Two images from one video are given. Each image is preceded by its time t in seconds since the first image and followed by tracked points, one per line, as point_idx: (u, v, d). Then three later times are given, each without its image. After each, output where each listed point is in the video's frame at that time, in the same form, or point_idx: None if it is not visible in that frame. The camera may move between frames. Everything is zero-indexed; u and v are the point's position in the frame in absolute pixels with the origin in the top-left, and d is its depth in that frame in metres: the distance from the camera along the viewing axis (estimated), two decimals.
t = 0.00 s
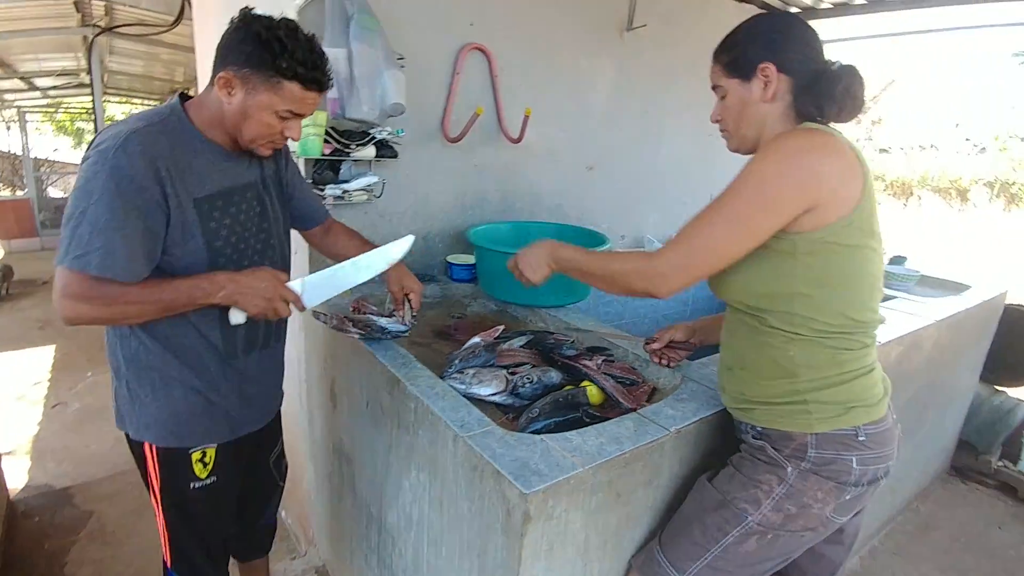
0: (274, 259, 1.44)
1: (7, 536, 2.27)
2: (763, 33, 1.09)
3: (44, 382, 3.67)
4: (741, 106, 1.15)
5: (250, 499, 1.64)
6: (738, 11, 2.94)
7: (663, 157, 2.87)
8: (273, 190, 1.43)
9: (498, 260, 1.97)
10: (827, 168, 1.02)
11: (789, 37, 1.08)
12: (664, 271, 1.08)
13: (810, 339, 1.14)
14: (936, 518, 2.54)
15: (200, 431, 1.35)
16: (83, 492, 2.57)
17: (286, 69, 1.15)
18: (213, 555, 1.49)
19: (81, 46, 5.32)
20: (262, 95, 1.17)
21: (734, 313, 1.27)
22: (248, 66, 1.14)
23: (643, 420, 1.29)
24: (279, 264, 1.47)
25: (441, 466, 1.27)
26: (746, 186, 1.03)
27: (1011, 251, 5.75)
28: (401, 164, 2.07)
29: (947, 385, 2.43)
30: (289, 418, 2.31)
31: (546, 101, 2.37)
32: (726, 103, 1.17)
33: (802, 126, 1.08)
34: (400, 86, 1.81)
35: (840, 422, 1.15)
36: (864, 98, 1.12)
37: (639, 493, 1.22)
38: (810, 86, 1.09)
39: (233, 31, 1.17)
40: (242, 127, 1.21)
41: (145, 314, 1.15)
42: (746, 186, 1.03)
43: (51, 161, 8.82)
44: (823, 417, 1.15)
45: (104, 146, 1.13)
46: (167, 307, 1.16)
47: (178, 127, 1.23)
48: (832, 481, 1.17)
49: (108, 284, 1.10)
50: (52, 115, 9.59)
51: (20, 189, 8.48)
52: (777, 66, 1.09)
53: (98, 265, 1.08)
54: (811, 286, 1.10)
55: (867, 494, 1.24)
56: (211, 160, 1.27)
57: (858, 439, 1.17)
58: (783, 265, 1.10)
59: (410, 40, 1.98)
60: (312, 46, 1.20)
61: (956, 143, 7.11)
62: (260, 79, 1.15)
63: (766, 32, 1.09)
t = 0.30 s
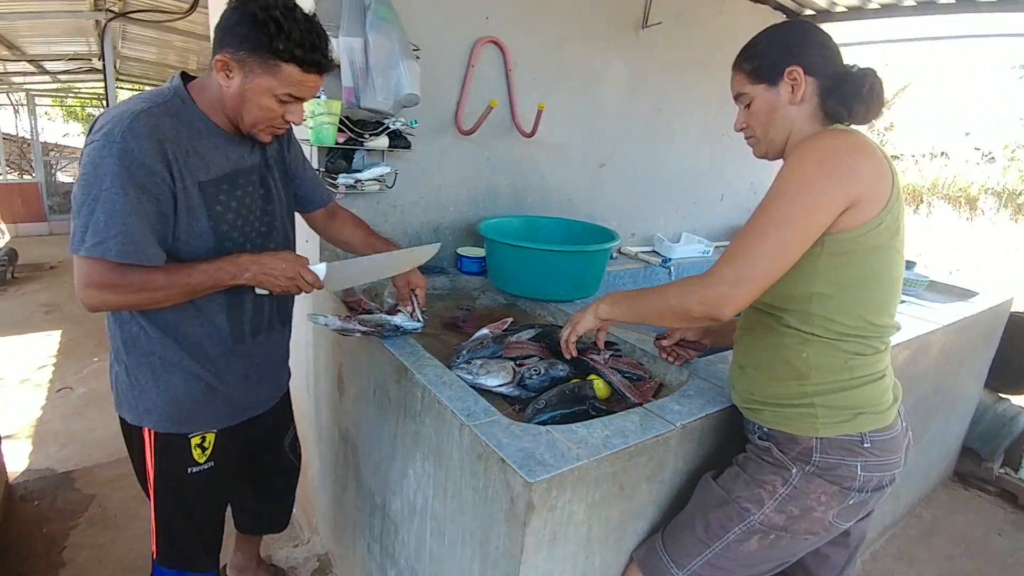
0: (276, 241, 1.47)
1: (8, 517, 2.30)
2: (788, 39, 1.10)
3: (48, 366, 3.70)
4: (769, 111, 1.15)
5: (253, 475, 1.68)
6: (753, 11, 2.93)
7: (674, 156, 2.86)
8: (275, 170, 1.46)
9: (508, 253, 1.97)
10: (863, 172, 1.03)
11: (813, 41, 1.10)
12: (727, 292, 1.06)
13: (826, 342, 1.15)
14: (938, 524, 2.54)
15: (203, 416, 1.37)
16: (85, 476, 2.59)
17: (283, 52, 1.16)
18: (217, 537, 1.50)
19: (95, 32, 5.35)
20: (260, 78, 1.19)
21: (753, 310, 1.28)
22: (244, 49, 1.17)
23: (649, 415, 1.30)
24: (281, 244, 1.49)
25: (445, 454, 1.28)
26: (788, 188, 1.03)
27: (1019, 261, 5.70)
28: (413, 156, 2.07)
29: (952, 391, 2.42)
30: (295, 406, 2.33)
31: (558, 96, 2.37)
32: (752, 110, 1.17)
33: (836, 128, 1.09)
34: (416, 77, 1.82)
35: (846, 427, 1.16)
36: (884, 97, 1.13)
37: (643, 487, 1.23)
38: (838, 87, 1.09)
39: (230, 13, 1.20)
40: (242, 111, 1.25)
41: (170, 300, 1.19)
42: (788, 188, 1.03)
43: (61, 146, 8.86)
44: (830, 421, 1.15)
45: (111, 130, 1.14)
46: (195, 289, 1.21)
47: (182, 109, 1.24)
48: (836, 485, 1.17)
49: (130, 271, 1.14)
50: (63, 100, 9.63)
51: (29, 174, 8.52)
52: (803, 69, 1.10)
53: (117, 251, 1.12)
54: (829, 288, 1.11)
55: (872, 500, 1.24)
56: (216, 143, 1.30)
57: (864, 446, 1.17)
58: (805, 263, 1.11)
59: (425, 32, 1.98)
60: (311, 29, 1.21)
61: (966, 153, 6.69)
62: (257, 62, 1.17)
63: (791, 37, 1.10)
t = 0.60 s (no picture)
0: (263, 228, 1.45)
1: (8, 496, 2.32)
2: (788, 30, 1.04)
3: (55, 350, 3.73)
4: (771, 105, 1.08)
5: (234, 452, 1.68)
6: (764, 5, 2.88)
7: (679, 152, 2.82)
8: (270, 160, 1.45)
9: (504, 246, 1.95)
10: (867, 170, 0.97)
11: (815, 30, 1.03)
12: (739, 307, 1.01)
13: (813, 346, 1.11)
14: (943, 532, 2.48)
15: (180, 393, 1.38)
16: (85, 458, 2.61)
17: (272, 38, 1.17)
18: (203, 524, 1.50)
19: (111, 22, 5.41)
20: (249, 64, 1.19)
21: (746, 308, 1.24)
22: (235, 37, 1.18)
23: (637, 411, 1.27)
24: (271, 230, 1.48)
25: (429, 447, 1.26)
26: (790, 188, 0.98)
27: None
28: (412, 146, 2.05)
29: (960, 397, 2.36)
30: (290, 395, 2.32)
31: (561, 88, 2.34)
32: (754, 104, 1.11)
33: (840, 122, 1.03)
34: (412, 66, 1.80)
35: (829, 434, 1.12)
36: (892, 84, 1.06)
37: (629, 485, 1.20)
38: (842, 76, 1.02)
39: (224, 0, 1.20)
40: (232, 97, 1.25)
41: (161, 279, 1.20)
42: (790, 188, 0.98)
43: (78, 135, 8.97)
44: (812, 428, 1.12)
45: (103, 111, 1.16)
46: (184, 271, 1.22)
47: (172, 95, 1.26)
48: (820, 492, 1.14)
49: (123, 249, 1.16)
50: (81, 90, 9.75)
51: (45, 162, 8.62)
52: (806, 59, 1.03)
53: (107, 227, 1.14)
54: (820, 291, 1.06)
55: (860, 509, 1.20)
56: (202, 127, 1.29)
57: (848, 453, 1.13)
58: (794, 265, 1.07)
59: (425, 20, 1.96)
60: (302, 17, 1.21)
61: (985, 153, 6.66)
62: (247, 48, 1.18)
63: (791, 26, 1.04)
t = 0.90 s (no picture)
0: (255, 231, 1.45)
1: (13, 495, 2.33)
2: (817, 35, 1.04)
3: (57, 348, 3.74)
4: (799, 111, 1.09)
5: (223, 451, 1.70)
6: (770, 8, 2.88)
7: (684, 154, 2.82)
8: (264, 161, 1.46)
9: (510, 247, 1.96)
10: (900, 186, 0.98)
11: (845, 35, 1.04)
12: (776, 324, 1.00)
13: (830, 360, 1.11)
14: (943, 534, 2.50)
15: (159, 402, 1.37)
16: (89, 457, 2.62)
17: (281, 35, 1.21)
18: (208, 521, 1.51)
19: (115, 18, 5.42)
20: (256, 59, 1.23)
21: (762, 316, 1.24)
22: (242, 30, 1.21)
23: (642, 413, 1.27)
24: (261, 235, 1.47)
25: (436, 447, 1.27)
26: (828, 201, 0.97)
27: None
28: (419, 146, 2.06)
29: (960, 400, 2.38)
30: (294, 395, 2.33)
31: (568, 90, 2.35)
32: (781, 110, 1.11)
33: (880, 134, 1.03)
34: (419, 67, 1.84)
35: (841, 447, 1.12)
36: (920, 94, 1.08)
37: (635, 485, 1.21)
38: (872, 83, 1.04)
39: None
40: (234, 92, 1.27)
41: (167, 274, 1.20)
42: (827, 201, 0.97)
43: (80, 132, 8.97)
44: (825, 440, 1.12)
45: (100, 101, 1.17)
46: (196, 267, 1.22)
47: (170, 88, 1.28)
48: (830, 500, 1.14)
49: (129, 242, 1.17)
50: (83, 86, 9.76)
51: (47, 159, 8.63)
52: (836, 64, 1.04)
53: (106, 215, 1.14)
54: (841, 304, 1.07)
55: (867, 516, 1.21)
56: (198, 123, 1.31)
57: (858, 464, 1.13)
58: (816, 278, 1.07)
59: (433, 22, 1.97)
60: (308, 17, 1.26)
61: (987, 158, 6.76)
62: (255, 43, 1.21)
63: (820, 31, 1.04)
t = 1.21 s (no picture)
0: (263, 230, 1.47)
1: (32, 485, 2.38)
2: (862, 34, 1.02)
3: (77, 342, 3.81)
4: (837, 112, 1.08)
5: (224, 457, 1.72)
6: (789, 12, 2.86)
7: (700, 158, 2.81)
8: (269, 160, 1.50)
9: (524, 248, 1.97)
10: (929, 201, 0.97)
11: (892, 36, 1.02)
12: (775, 324, 1.01)
13: (846, 369, 1.11)
14: (958, 546, 2.46)
15: (165, 404, 1.39)
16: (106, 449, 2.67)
17: (298, 37, 1.23)
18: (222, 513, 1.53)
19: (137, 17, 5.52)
20: (272, 60, 1.25)
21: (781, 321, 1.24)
22: (260, 31, 1.23)
23: (653, 416, 1.28)
24: (267, 236, 1.50)
25: (447, 445, 1.28)
26: (856, 209, 0.96)
27: None
28: (436, 148, 2.08)
29: (977, 410, 2.35)
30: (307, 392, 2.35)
31: (584, 92, 2.35)
32: (817, 110, 1.10)
33: (915, 147, 1.01)
34: (437, 70, 1.84)
35: (852, 456, 1.12)
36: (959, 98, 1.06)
37: (645, 488, 1.21)
38: (913, 89, 1.02)
39: None
40: (248, 92, 1.30)
41: (216, 279, 1.23)
42: (852, 208, 0.97)
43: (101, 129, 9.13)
44: (836, 449, 1.12)
45: (128, 98, 1.19)
46: (243, 275, 1.27)
47: (186, 85, 1.30)
48: (840, 509, 1.14)
49: (177, 246, 1.20)
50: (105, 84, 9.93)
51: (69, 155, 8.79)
52: (880, 67, 1.02)
53: (145, 212, 1.17)
54: (860, 314, 1.06)
55: (876, 526, 1.20)
56: (214, 120, 1.34)
57: (869, 474, 1.13)
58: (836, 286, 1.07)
59: (451, 24, 1.98)
60: (322, 19, 1.29)
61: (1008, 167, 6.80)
62: (271, 44, 1.24)
63: (867, 31, 1.02)
